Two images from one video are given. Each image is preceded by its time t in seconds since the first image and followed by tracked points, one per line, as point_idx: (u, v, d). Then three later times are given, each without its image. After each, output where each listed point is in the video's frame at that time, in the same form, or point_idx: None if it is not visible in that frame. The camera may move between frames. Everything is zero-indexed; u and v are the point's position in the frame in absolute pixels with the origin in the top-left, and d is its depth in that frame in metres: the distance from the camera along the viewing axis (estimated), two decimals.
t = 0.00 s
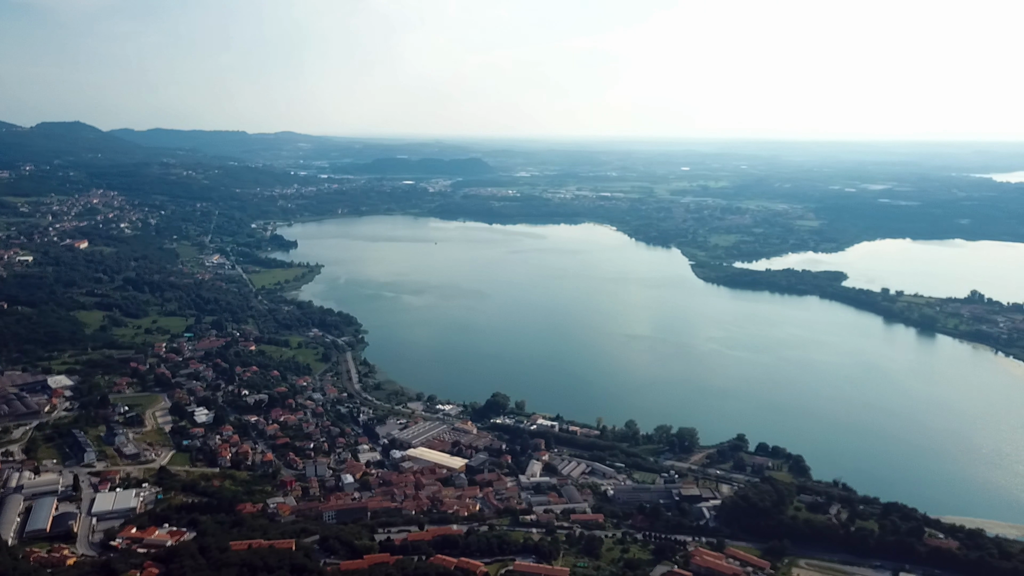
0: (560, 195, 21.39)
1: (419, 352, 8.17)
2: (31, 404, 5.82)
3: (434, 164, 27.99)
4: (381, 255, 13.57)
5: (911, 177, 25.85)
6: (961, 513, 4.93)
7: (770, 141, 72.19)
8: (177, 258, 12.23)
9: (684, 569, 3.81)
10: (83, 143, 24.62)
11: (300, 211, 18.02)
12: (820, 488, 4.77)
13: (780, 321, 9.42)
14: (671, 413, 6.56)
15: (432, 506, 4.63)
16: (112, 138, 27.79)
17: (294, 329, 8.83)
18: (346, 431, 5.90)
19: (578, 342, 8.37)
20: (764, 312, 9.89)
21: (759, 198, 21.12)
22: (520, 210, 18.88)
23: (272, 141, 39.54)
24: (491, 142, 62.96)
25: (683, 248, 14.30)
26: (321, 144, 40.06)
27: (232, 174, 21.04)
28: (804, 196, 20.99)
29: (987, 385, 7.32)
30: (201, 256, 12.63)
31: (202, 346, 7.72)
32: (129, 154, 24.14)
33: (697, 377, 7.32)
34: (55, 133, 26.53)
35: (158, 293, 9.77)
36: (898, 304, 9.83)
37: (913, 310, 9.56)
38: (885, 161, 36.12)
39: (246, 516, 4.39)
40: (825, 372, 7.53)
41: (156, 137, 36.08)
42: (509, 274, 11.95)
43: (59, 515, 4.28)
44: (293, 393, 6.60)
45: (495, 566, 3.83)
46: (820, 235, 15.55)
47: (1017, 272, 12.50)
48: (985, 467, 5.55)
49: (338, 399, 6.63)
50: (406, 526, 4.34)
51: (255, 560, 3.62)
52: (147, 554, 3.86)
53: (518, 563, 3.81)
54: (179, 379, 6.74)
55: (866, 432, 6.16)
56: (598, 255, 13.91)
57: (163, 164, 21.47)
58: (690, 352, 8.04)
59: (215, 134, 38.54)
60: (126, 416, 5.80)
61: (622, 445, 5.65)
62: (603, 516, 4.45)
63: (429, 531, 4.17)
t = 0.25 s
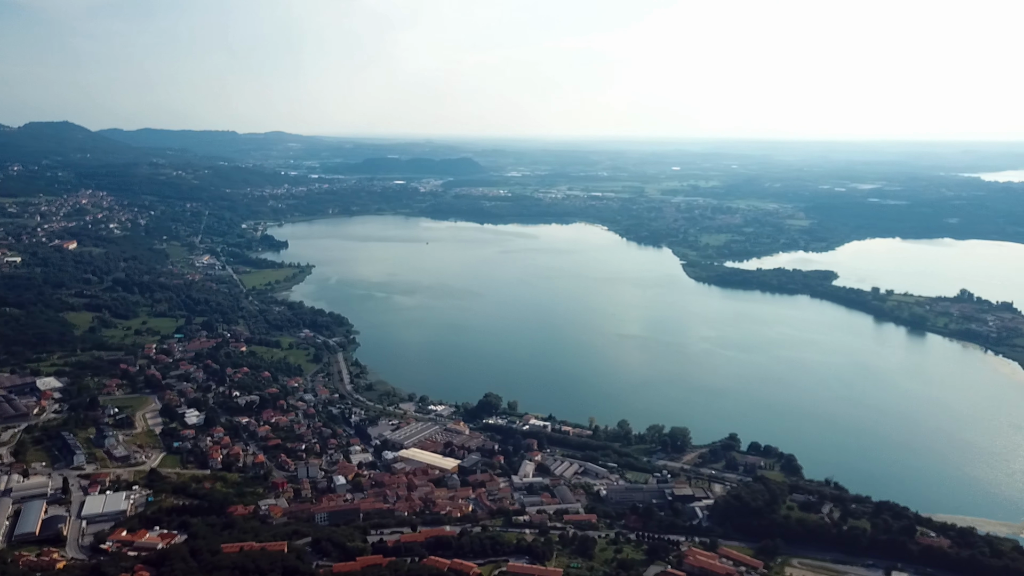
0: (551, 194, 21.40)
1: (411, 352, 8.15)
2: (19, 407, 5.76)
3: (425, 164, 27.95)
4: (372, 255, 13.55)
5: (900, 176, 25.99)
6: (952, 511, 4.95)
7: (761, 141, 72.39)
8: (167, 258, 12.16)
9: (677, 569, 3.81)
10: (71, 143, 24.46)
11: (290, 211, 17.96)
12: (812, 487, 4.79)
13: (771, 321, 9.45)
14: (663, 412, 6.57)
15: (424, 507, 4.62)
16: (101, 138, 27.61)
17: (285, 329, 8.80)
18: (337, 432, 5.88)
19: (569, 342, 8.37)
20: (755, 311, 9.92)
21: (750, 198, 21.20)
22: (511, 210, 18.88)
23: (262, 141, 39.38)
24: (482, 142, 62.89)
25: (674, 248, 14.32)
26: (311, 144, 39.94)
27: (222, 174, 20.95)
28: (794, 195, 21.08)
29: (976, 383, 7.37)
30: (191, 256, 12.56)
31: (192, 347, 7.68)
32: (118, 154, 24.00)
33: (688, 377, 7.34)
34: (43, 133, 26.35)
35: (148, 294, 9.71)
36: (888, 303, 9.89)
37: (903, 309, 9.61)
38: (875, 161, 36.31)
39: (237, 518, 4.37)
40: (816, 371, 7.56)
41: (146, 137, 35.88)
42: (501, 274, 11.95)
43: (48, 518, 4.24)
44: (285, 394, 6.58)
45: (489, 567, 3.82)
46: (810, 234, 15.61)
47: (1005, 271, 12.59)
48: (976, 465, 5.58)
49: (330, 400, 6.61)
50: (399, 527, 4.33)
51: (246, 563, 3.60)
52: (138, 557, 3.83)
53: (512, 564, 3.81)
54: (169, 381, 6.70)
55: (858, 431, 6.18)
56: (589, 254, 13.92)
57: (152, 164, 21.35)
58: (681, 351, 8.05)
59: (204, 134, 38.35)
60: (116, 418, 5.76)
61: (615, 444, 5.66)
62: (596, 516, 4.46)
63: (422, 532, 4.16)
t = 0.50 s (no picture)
0: (545, 194, 21.39)
1: (405, 352, 8.13)
2: (10, 408, 5.73)
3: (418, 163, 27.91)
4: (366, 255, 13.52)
5: (892, 176, 26.09)
6: (946, 509, 4.97)
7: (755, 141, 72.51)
8: (160, 259, 12.11)
9: (672, 569, 3.82)
10: (63, 143, 24.33)
11: (284, 211, 17.91)
12: (807, 487, 4.80)
13: (765, 320, 9.46)
14: (657, 412, 6.57)
15: (419, 508, 4.61)
16: (93, 138, 27.49)
17: (278, 330, 8.77)
18: (331, 433, 5.87)
19: (564, 342, 8.36)
20: (749, 311, 9.93)
21: (743, 197, 21.24)
22: (505, 210, 18.87)
23: (255, 141, 39.27)
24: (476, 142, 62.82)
25: (668, 248, 14.34)
26: (305, 144, 39.84)
27: (215, 174, 20.87)
28: (787, 195, 21.13)
29: (969, 382, 7.40)
30: (184, 257, 12.51)
31: (185, 348, 7.64)
32: (110, 154, 23.88)
33: (682, 377, 7.34)
34: (34, 133, 26.21)
35: (140, 295, 9.67)
36: (882, 302, 9.92)
37: (896, 308, 9.65)
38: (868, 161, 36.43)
39: (231, 519, 4.35)
40: (810, 370, 7.58)
41: (138, 137, 35.71)
42: (494, 274, 11.94)
43: (40, 520, 4.22)
44: (279, 394, 6.56)
45: (483, 568, 3.81)
46: (803, 234, 15.65)
47: (997, 270, 12.65)
48: (969, 463, 5.60)
49: (324, 401, 6.59)
50: (393, 528, 4.33)
51: (241, 565, 3.59)
52: (131, 559, 3.82)
53: (507, 565, 3.81)
54: (162, 382, 6.67)
55: (852, 430, 6.20)
56: (583, 254, 13.92)
57: (145, 164, 21.26)
58: (676, 351, 8.06)
59: (197, 134, 38.21)
60: (108, 420, 5.73)
61: (609, 444, 5.66)
62: (591, 516, 4.45)
63: (416, 533, 4.16)
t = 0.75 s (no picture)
0: (536, 194, 21.40)
1: (397, 353, 8.10)
2: None
3: (409, 163, 27.87)
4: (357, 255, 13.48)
5: (882, 176, 26.23)
6: (937, 508, 4.99)
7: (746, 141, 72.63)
8: (149, 259, 12.04)
9: (665, 569, 3.82)
10: (51, 143, 24.17)
11: (274, 211, 17.84)
12: (799, 486, 4.81)
13: (756, 320, 9.49)
14: (649, 412, 6.57)
15: (411, 509, 4.60)
16: (81, 138, 27.31)
17: (269, 330, 8.73)
18: (323, 434, 5.84)
19: (556, 341, 8.36)
20: (740, 310, 9.95)
21: (733, 197, 21.31)
22: (496, 210, 18.87)
23: (245, 141, 39.10)
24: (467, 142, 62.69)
25: (659, 248, 14.36)
26: (295, 144, 39.70)
27: (205, 174, 20.77)
28: (777, 194, 21.21)
29: (959, 380, 7.44)
30: (173, 257, 12.44)
31: (176, 349, 7.60)
32: (98, 154, 23.73)
33: (674, 376, 7.35)
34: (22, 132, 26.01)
35: (130, 296, 9.61)
36: (872, 301, 9.97)
37: (886, 308, 9.70)
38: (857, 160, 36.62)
39: (222, 522, 4.33)
40: (802, 369, 7.59)
41: (127, 137, 35.51)
42: (486, 274, 11.93)
43: (29, 523, 4.18)
44: (270, 395, 6.52)
45: (477, 569, 3.81)
46: (793, 233, 15.71)
47: (986, 269, 12.74)
48: (959, 461, 5.63)
49: (315, 402, 6.56)
50: (386, 530, 4.32)
51: (232, 567, 3.57)
52: (122, 562, 3.79)
53: (500, 566, 3.80)
54: (152, 383, 6.63)
55: (844, 429, 6.22)
56: (574, 254, 13.93)
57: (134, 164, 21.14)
58: (667, 350, 8.07)
59: (186, 134, 38.02)
60: (98, 421, 5.69)
61: (602, 444, 5.66)
62: (584, 517, 4.45)
63: (409, 534, 4.15)
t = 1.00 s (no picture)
0: (530, 194, 21.39)
1: (391, 353, 8.08)
2: None
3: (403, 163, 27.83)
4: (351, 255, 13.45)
5: (874, 175, 26.32)
6: (933, 506, 5.00)
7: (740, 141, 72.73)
8: (142, 259, 11.99)
9: (661, 570, 3.82)
10: (43, 143, 24.06)
11: (267, 211, 17.79)
12: (794, 485, 4.82)
13: (750, 319, 9.50)
14: (644, 412, 6.57)
15: (406, 510, 4.59)
16: (73, 138, 27.19)
17: (262, 331, 8.71)
18: (317, 435, 5.83)
19: (550, 341, 8.35)
20: (734, 310, 9.97)
21: (727, 196, 21.34)
22: (490, 210, 18.85)
23: (238, 140, 38.99)
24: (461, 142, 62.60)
25: (653, 247, 14.38)
26: (289, 144, 39.62)
27: (198, 174, 20.70)
28: (770, 194, 21.26)
29: (952, 379, 7.47)
30: (167, 257, 12.40)
31: (169, 350, 7.57)
32: (90, 154, 23.63)
33: (669, 376, 7.35)
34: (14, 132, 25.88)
35: (122, 296, 9.56)
36: (865, 301, 10.00)
37: (880, 307, 9.73)
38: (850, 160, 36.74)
39: (216, 523, 4.31)
40: (796, 369, 7.61)
41: (120, 137, 35.37)
42: (480, 274, 11.92)
43: (21, 526, 4.15)
44: (264, 396, 6.50)
45: (472, 570, 3.80)
46: (787, 233, 15.75)
47: (979, 268, 12.79)
48: (953, 460, 5.65)
49: (309, 403, 6.54)
50: (381, 531, 4.31)
51: (226, 569, 3.55)
52: (115, 565, 3.77)
53: (495, 567, 3.79)
54: (145, 384, 6.60)
55: (838, 428, 6.23)
56: (568, 254, 13.94)
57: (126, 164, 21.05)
58: (661, 350, 8.07)
59: (180, 134, 37.91)
60: (90, 423, 5.66)
61: (596, 444, 5.66)
62: (579, 517, 4.45)
63: (404, 535, 4.14)
